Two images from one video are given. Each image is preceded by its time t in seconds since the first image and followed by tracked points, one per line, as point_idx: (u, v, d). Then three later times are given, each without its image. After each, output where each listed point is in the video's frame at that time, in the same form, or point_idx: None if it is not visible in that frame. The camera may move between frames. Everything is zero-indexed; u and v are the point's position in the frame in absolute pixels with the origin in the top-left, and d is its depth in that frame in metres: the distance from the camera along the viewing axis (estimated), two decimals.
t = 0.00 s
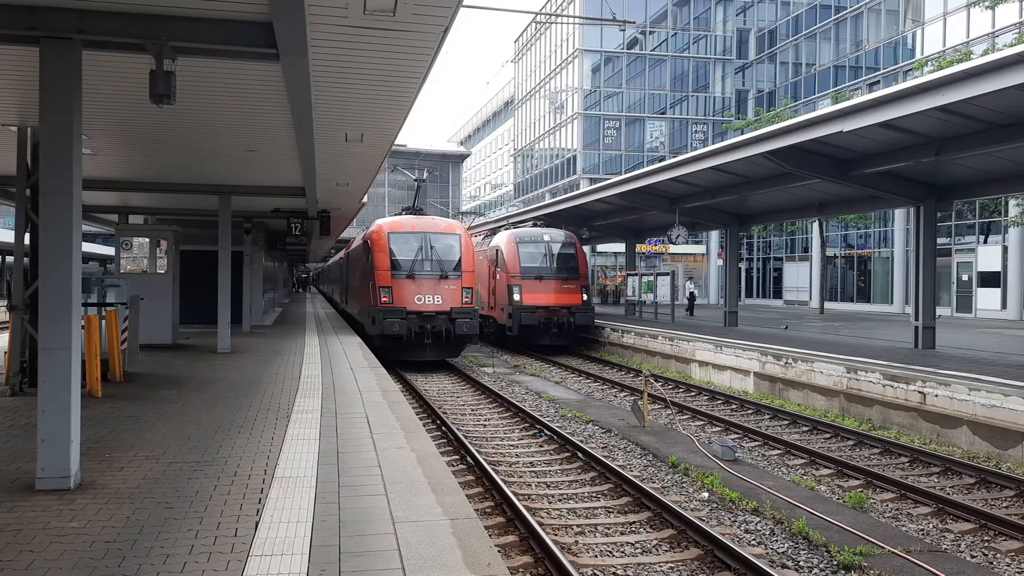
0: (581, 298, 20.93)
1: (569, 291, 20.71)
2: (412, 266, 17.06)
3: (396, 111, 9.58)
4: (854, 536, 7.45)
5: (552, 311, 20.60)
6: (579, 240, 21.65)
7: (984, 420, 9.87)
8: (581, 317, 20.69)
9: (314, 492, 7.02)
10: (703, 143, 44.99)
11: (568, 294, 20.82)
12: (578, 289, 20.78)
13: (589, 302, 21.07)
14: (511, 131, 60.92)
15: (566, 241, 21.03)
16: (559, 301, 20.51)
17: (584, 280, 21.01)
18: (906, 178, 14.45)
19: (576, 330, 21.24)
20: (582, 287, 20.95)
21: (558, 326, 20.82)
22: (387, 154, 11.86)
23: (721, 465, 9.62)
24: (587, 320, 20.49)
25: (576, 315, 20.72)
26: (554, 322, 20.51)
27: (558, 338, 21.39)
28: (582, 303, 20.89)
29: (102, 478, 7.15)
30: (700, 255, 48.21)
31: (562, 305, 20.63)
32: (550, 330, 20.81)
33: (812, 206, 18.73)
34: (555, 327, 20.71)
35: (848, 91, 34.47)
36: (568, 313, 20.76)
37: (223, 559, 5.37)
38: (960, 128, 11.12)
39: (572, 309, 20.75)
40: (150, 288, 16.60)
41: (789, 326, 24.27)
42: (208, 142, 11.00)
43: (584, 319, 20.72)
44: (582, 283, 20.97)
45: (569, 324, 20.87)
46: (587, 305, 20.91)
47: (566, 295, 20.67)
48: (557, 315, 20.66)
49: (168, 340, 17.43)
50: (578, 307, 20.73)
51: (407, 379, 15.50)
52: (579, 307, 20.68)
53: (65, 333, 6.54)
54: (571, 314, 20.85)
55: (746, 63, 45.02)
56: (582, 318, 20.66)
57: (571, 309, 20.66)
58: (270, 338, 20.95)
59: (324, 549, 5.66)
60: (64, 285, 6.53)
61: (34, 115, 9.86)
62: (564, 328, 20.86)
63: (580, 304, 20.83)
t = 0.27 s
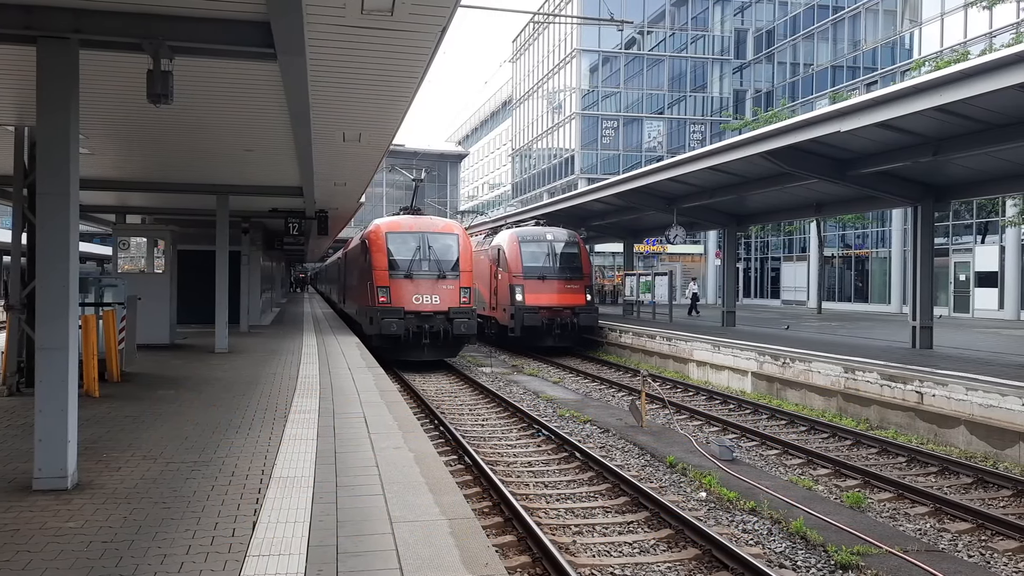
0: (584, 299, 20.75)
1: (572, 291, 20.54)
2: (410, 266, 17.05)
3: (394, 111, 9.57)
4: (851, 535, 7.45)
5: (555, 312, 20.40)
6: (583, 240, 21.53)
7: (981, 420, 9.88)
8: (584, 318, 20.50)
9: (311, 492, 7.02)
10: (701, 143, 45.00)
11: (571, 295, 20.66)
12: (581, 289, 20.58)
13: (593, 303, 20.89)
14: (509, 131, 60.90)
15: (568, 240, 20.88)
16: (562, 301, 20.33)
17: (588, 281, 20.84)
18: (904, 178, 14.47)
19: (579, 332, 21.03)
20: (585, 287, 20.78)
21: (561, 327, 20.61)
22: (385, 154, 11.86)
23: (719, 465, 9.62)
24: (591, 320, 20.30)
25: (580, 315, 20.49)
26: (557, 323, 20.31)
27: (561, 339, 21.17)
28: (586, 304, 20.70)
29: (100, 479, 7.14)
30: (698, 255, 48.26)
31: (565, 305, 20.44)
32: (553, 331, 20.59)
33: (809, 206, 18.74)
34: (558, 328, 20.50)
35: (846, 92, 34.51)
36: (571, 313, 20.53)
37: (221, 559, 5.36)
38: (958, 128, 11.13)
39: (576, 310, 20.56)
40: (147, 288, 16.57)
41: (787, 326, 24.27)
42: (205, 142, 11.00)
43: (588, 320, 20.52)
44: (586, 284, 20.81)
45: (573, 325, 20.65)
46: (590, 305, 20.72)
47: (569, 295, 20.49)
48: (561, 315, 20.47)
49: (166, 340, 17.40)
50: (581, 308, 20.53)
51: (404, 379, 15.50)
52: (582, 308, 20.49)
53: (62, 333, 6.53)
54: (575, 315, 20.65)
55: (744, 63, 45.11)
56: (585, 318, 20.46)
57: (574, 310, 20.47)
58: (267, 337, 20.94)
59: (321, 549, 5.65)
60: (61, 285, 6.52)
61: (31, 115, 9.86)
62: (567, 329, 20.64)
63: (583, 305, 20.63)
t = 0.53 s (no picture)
0: (589, 299, 20.37)
1: (576, 292, 20.17)
2: (408, 266, 17.04)
3: (391, 111, 9.57)
4: (849, 535, 7.45)
5: (559, 312, 20.04)
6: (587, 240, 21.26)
7: (978, 420, 9.90)
8: (588, 319, 20.09)
9: (309, 492, 7.02)
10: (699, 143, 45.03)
11: (575, 295, 20.28)
12: (586, 289, 20.20)
13: (597, 304, 20.49)
14: (507, 131, 60.90)
15: (572, 240, 20.59)
16: (566, 302, 19.97)
17: (592, 281, 20.47)
18: (901, 178, 14.49)
19: (583, 333, 20.64)
20: (590, 287, 20.40)
21: (565, 328, 20.22)
22: (383, 154, 11.86)
23: (717, 465, 9.62)
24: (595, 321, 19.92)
25: (584, 316, 20.10)
26: (561, 324, 19.94)
27: (565, 341, 20.76)
28: (590, 305, 20.31)
29: (97, 479, 7.13)
30: (696, 255, 48.29)
31: (569, 306, 20.06)
32: (557, 333, 20.22)
33: (807, 206, 18.77)
34: (562, 329, 20.12)
35: (843, 92, 34.55)
36: (575, 314, 20.14)
37: (218, 560, 5.35)
38: (955, 128, 11.14)
39: (580, 310, 20.17)
40: (145, 287, 16.56)
41: (784, 326, 24.31)
42: (203, 142, 11.00)
43: (592, 322, 20.13)
44: (590, 284, 20.44)
45: (577, 327, 20.25)
46: (595, 306, 20.33)
47: (574, 295, 20.13)
48: (564, 316, 20.10)
49: (164, 340, 17.38)
50: (585, 309, 20.15)
51: (402, 379, 15.50)
52: (587, 308, 20.12)
53: (60, 332, 6.52)
54: (579, 315, 20.27)
55: (742, 63, 45.25)
56: (590, 319, 20.07)
57: (578, 311, 20.09)
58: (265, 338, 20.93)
59: (319, 549, 5.64)
60: (58, 285, 6.51)
61: (27, 114, 9.85)
62: (571, 331, 20.25)
63: (588, 305, 20.26)
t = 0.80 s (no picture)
0: (594, 300, 19.97)
1: (580, 292, 19.75)
2: (405, 266, 17.04)
3: (389, 111, 9.58)
4: (846, 535, 7.46)
5: (562, 314, 19.63)
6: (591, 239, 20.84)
7: (975, 420, 9.91)
8: (592, 320, 19.66)
9: (306, 492, 7.02)
10: (697, 143, 45.05)
11: (579, 296, 19.86)
12: (590, 290, 19.79)
13: (602, 305, 20.08)
14: (505, 131, 60.92)
15: (576, 239, 20.18)
16: (570, 302, 19.56)
17: (597, 281, 20.07)
18: (898, 179, 14.50)
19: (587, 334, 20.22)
20: (594, 288, 19.99)
21: (569, 329, 19.82)
22: (382, 154, 11.85)
23: (715, 465, 9.62)
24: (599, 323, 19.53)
25: (588, 317, 19.68)
26: (564, 325, 19.54)
27: (569, 343, 20.35)
28: (594, 306, 19.91)
29: (93, 479, 7.12)
30: (693, 255, 48.32)
31: (573, 307, 19.63)
32: (560, 334, 19.83)
33: (804, 206, 18.78)
34: (565, 331, 19.72)
35: (841, 92, 34.60)
36: (579, 316, 19.72)
37: (215, 560, 5.34)
38: (952, 128, 11.15)
39: (584, 311, 19.77)
40: (142, 288, 16.53)
41: (781, 326, 24.33)
42: (200, 142, 11.00)
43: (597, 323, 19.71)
44: (595, 284, 20.04)
45: (581, 328, 19.83)
46: (599, 308, 19.93)
47: (578, 296, 19.73)
48: (568, 317, 19.70)
49: (161, 340, 17.37)
50: (589, 310, 19.74)
51: (400, 379, 15.50)
52: (591, 309, 19.71)
53: (56, 332, 6.51)
54: (583, 317, 19.86)
55: (740, 63, 45.40)
56: (594, 321, 19.66)
57: (582, 312, 19.68)
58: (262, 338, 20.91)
59: (317, 549, 5.64)
60: (55, 286, 6.50)
61: (24, 114, 9.85)
62: (575, 332, 19.85)
63: (592, 306, 19.85)
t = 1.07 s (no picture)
0: (598, 301, 19.61)
1: (584, 293, 19.39)
2: (403, 266, 17.04)
3: (386, 112, 9.58)
4: (843, 535, 7.48)
5: (566, 314, 19.27)
6: (595, 239, 20.45)
7: (972, 420, 9.92)
8: (596, 321, 19.31)
9: (303, 492, 7.01)
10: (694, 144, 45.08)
11: (583, 296, 19.51)
12: (593, 290, 19.47)
13: (606, 305, 19.73)
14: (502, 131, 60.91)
15: (579, 238, 19.78)
16: (574, 303, 19.19)
17: (601, 281, 19.72)
18: (895, 179, 14.52)
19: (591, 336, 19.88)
20: (598, 288, 19.64)
21: (572, 330, 19.47)
22: (379, 154, 11.84)
23: (711, 465, 9.63)
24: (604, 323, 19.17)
25: (592, 318, 19.33)
26: (568, 326, 19.19)
27: (573, 344, 20.02)
28: (599, 306, 19.56)
29: (90, 479, 7.11)
30: (690, 255, 48.34)
31: (576, 308, 19.27)
32: (564, 335, 19.54)
33: (801, 206, 18.80)
34: (569, 332, 19.37)
35: (837, 92, 34.64)
36: (583, 316, 19.36)
37: (212, 560, 5.34)
38: (950, 128, 11.16)
39: (588, 312, 19.40)
40: (138, 288, 16.50)
41: (778, 326, 24.34)
42: (196, 142, 10.99)
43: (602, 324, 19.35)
44: (599, 284, 19.69)
45: (586, 329, 19.47)
46: (603, 308, 19.57)
47: (582, 296, 19.37)
48: (572, 318, 19.33)
49: (158, 340, 17.36)
50: (593, 310, 19.38)
51: (397, 379, 15.50)
52: (595, 310, 19.36)
53: (52, 332, 6.50)
54: (587, 317, 19.50)
55: (737, 64, 45.43)
56: (598, 321, 19.31)
57: (586, 312, 19.33)
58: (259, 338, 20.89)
59: (314, 549, 5.64)
60: (51, 285, 6.49)
61: (20, 114, 9.83)
62: (579, 333, 19.50)
63: (596, 307, 19.49)
